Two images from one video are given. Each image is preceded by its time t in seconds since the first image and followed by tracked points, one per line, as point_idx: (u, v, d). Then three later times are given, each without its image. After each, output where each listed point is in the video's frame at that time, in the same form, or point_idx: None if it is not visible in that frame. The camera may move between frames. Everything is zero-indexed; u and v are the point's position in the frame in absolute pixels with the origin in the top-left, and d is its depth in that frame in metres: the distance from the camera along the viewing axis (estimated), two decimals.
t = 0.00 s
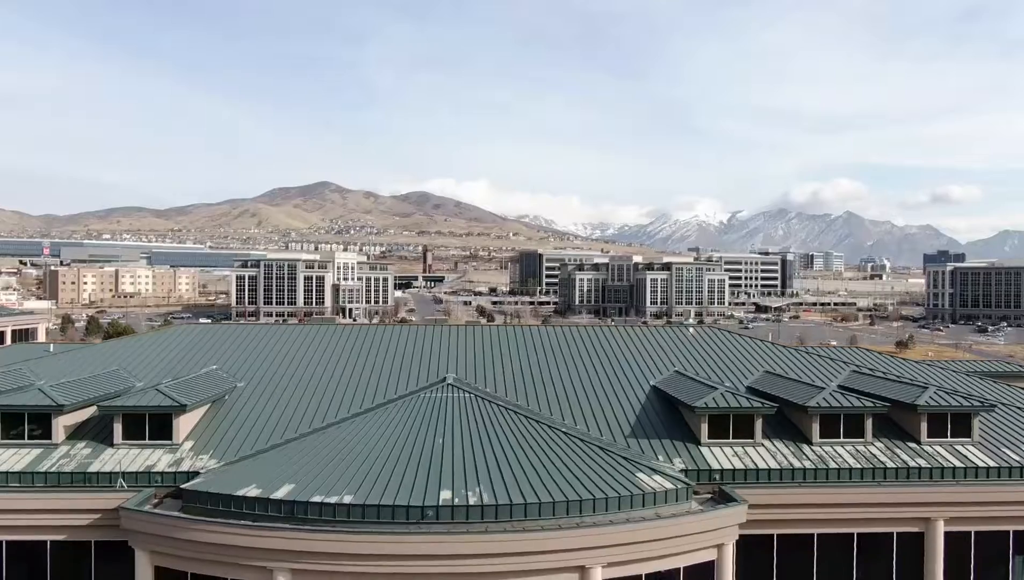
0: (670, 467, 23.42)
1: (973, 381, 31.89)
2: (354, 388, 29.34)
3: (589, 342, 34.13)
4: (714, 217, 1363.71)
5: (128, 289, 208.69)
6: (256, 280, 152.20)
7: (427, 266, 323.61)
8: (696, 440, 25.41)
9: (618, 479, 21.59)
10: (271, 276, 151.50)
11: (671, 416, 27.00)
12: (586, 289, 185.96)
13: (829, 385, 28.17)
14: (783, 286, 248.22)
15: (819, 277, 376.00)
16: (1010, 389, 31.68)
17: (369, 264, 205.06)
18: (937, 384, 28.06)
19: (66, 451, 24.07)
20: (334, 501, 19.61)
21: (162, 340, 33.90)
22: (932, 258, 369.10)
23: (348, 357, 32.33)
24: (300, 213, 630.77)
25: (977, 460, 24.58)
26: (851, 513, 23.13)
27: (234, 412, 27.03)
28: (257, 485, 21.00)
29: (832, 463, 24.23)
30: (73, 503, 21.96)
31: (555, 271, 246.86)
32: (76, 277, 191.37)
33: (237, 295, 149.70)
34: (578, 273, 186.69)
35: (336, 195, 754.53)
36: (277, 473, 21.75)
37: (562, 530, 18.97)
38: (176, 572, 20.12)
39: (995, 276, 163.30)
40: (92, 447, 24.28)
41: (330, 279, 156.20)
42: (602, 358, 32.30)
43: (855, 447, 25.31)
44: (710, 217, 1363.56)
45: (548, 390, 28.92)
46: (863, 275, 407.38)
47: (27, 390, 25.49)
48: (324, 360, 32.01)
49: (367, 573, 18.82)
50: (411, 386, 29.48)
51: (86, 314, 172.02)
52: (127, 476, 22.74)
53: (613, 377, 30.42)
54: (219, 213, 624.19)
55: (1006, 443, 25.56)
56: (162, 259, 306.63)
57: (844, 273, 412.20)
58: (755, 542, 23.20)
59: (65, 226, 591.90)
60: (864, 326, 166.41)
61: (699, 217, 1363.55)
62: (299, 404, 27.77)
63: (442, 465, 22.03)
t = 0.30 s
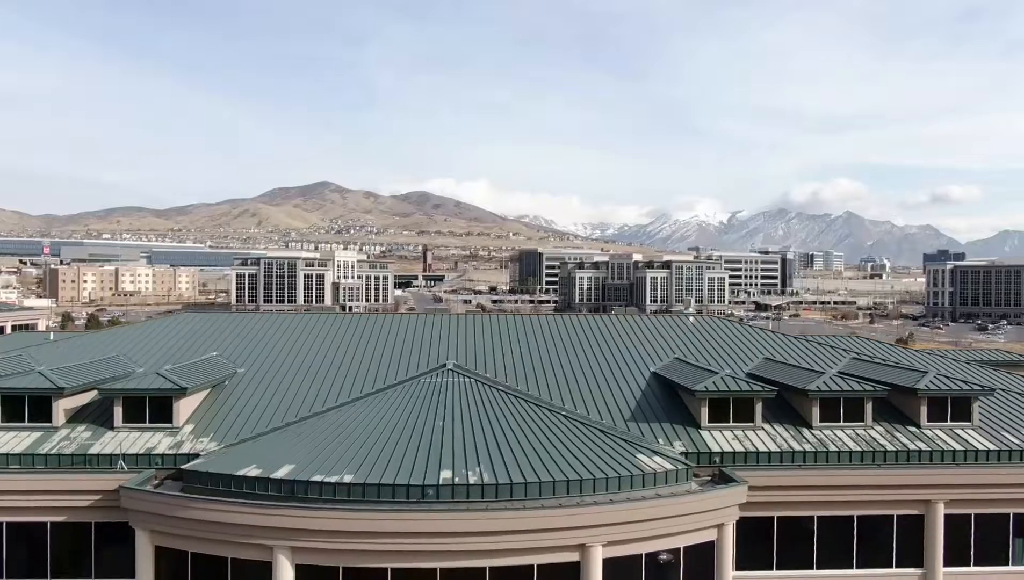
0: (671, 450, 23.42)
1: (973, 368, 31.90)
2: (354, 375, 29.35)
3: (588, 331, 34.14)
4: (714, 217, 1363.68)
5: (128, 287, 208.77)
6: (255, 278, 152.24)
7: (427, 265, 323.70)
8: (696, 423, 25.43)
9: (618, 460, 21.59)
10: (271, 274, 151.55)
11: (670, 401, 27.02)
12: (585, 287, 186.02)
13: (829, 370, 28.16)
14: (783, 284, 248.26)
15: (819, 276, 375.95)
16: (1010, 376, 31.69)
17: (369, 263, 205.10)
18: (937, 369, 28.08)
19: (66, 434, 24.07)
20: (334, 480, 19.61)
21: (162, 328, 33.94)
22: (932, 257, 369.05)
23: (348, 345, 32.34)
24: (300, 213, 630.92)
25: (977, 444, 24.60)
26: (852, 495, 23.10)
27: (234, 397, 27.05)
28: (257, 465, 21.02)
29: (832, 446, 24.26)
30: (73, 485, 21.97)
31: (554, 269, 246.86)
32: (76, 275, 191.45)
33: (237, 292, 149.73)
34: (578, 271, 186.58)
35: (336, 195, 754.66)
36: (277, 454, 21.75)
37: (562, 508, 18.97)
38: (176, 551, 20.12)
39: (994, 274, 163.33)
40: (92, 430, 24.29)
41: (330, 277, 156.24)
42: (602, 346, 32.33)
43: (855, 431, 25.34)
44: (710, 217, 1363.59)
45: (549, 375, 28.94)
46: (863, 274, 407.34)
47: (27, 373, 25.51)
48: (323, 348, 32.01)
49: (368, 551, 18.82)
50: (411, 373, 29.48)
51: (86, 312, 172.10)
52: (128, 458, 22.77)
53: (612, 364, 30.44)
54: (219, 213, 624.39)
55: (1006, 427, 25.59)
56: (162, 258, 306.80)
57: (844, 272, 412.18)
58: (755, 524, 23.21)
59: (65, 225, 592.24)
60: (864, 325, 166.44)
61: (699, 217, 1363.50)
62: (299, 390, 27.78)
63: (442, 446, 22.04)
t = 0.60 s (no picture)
0: (670, 431, 23.43)
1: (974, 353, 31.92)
2: (354, 359, 29.38)
3: (588, 318, 34.17)
4: (714, 217, 1363.73)
5: (128, 286, 208.92)
6: (255, 276, 152.39)
7: (427, 265, 323.75)
8: (696, 405, 25.46)
9: (618, 438, 21.60)
10: (271, 272, 151.66)
11: (670, 384, 27.06)
12: (585, 286, 186.11)
13: (828, 354, 28.17)
14: (783, 284, 248.33)
15: (819, 276, 375.95)
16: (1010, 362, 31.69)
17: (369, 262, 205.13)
18: (937, 352, 28.08)
19: (67, 415, 24.08)
20: (334, 457, 19.63)
21: (163, 314, 33.98)
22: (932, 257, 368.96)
23: (349, 331, 32.39)
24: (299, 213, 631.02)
25: (977, 426, 24.61)
26: (852, 475, 23.12)
27: (234, 380, 27.09)
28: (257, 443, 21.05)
29: (832, 428, 24.29)
30: (73, 463, 21.98)
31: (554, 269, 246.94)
32: (76, 274, 191.53)
33: (237, 291, 149.93)
34: (578, 270, 186.75)
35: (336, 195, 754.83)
36: (278, 433, 21.80)
37: (562, 484, 18.98)
38: (176, 529, 20.16)
39: (994, 273, 163.30)
40: (92, 411, 24.30)
41: (330, 275, 156.32)
42: (601, 332, 32.35)
43: (855, 413, 25.36)
44: (711, 217, 1363.55)
45: (549, 360, 28.98)
46: (863, 274, 407.27)
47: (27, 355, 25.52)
48: (323, 334, 32.05)
49: (368, 526, 18.84)
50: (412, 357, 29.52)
51: (87, 310, 172.23)
52: (128, 438, 22.81)
53: (612, 349, 30.48)
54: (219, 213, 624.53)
55: (1005, 410, 25.61)
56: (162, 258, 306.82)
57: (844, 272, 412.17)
58: (755, 504, 23.24)
59: (65, 225, 592.27)
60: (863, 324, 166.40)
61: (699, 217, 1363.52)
62: (298, 374, 27.79)
63: (442, 425, 22.08)
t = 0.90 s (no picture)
0: (670, 408, 23.46)
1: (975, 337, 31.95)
2: (354, 342, 29.42)
3: (588, 303, 34.20)
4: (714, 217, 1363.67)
5: (128, 285, 209.02)
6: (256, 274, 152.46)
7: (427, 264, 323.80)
8: (696, 385, 25.51)
9: (618, 414, 21.63)
10: (271, 270, 151.71)
11: (670, 365, 27.11)
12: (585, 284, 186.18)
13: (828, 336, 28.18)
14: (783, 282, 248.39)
15: (819, 275, 375.94)
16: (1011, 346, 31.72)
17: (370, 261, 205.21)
18: (937, 334, 28.11)
19: (68, 393, 24.12)
20: (334, 431, 19.65)
21: (164, 298, 34.05)
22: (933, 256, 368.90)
23: (349, 316, 32.43)
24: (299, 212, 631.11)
25: (976, 405, 24.65)
26: (852, 453, 23.15)
27: (234, 361, 27.14)
28: (258, 418, 21.09)
29: (832, 406, 24.34)
30: (74, 439, 22.02)
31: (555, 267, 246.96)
32: (76, 272, 191.56)
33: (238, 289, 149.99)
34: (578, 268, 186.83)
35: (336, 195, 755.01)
36: (278, 409, 21.83)
37: (562, 456, 19.01)
38: (177, 503, 20.21)
39: (994, 271, 163.35)
40: (93, 389, 24.34)
41: (331, 273, 156.35)
42: (602, 317, 32.38)
43: (855, 392, 25.40)
44: (711, 217, 1363.58)
45: (549, 342, 29.01)
46: (863, 273, 407.33)
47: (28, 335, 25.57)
48: (324, 318, 32.10)
49: (369, 498, 18.88)
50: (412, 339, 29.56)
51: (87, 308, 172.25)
52: (129, 416, 22.86)
53: (612, 332, 30.52)
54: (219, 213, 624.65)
55: (1005, 389, 25.65)
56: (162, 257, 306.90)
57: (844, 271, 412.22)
58: (754, 481, 23.33)
59: (65, 225, 592.23)
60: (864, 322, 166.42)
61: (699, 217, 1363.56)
62: (298, 355, 27.81)
63: (443, 401, 22.12)
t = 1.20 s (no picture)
0: (671, 390, 23.50)
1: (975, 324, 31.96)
2: (355, 328, 29.46)
3: (588, 291, 34.25)
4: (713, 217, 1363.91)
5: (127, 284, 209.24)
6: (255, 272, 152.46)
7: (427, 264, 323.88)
8: (696, 369, 25.56)
9: (618, 395, 21.66)
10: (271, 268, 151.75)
11: (669, 350, 27.16)
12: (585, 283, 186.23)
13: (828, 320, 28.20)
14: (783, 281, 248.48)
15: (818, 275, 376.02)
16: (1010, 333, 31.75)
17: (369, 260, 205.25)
18: (937, 319, 28.14)
19: (68, 376, 24.17)
20: (335, 409, 19.67)
21: (165, 286, 34.11)
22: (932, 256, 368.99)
23: (349, 303, 32.50)
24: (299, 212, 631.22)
25: (976, 387, 24.70)
26: (851, 434, 23.19)
27: (235, 345, 27.18)
28: (258, 399, 21.13)
29: (832, 389, 24.39)
30: (74, 420, 22.03)
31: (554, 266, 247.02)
32: (76, 271, 191.69)
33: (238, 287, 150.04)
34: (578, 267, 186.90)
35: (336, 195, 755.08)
36: (279, 390, 21.87)
37: (563, 434, 19.04)
38: (178, 482, 20.25)
39: (994, 269, 163.41)
40: (94, 372, 24.38)
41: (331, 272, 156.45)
42: (602, 304, 32.42)
43: (855, 376, 25.45)
44: (710, 217, 1363.78)
45: (549, 328, 29.05)
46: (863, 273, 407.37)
47: (28, 319, 25.59)
48: (324, 305, 32.18)
49: (369, 475, 18.93)
50: (413, 326, 29.58)
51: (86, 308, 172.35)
52: (130, 397, 22.92)
53: (612, 318, 30.57)
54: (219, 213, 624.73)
55: (1004, 373, 25.70)
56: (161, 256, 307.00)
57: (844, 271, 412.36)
58: (753, 463, 23.37)
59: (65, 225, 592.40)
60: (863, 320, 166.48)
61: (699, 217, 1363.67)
62: (299, 340, 27.86)
63: (444, 382, 22.16)
